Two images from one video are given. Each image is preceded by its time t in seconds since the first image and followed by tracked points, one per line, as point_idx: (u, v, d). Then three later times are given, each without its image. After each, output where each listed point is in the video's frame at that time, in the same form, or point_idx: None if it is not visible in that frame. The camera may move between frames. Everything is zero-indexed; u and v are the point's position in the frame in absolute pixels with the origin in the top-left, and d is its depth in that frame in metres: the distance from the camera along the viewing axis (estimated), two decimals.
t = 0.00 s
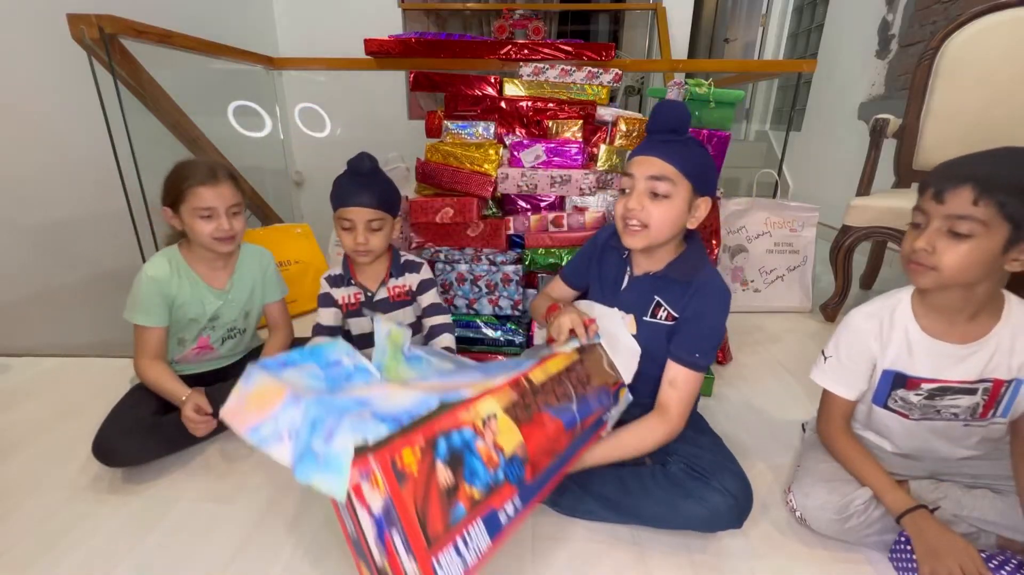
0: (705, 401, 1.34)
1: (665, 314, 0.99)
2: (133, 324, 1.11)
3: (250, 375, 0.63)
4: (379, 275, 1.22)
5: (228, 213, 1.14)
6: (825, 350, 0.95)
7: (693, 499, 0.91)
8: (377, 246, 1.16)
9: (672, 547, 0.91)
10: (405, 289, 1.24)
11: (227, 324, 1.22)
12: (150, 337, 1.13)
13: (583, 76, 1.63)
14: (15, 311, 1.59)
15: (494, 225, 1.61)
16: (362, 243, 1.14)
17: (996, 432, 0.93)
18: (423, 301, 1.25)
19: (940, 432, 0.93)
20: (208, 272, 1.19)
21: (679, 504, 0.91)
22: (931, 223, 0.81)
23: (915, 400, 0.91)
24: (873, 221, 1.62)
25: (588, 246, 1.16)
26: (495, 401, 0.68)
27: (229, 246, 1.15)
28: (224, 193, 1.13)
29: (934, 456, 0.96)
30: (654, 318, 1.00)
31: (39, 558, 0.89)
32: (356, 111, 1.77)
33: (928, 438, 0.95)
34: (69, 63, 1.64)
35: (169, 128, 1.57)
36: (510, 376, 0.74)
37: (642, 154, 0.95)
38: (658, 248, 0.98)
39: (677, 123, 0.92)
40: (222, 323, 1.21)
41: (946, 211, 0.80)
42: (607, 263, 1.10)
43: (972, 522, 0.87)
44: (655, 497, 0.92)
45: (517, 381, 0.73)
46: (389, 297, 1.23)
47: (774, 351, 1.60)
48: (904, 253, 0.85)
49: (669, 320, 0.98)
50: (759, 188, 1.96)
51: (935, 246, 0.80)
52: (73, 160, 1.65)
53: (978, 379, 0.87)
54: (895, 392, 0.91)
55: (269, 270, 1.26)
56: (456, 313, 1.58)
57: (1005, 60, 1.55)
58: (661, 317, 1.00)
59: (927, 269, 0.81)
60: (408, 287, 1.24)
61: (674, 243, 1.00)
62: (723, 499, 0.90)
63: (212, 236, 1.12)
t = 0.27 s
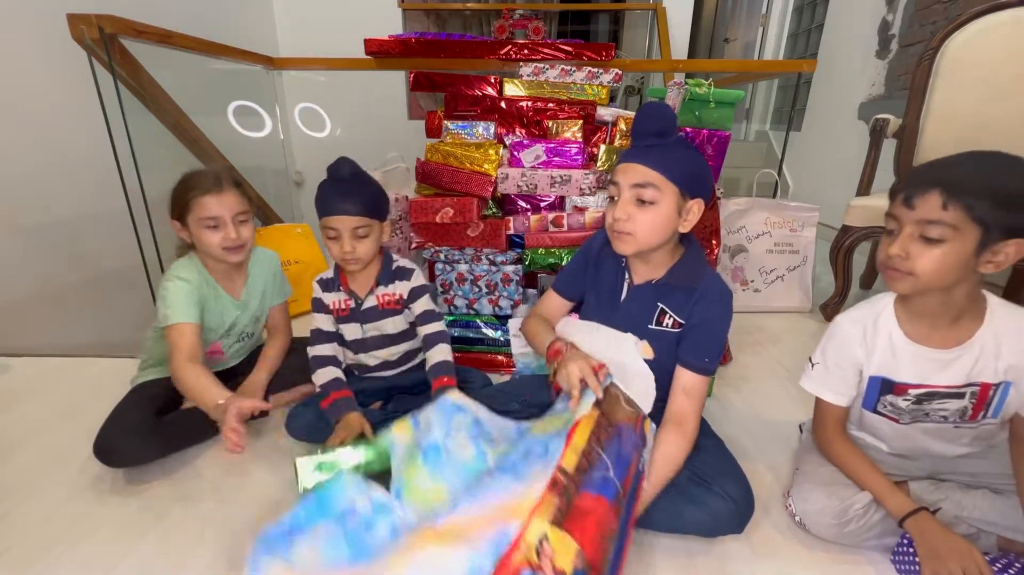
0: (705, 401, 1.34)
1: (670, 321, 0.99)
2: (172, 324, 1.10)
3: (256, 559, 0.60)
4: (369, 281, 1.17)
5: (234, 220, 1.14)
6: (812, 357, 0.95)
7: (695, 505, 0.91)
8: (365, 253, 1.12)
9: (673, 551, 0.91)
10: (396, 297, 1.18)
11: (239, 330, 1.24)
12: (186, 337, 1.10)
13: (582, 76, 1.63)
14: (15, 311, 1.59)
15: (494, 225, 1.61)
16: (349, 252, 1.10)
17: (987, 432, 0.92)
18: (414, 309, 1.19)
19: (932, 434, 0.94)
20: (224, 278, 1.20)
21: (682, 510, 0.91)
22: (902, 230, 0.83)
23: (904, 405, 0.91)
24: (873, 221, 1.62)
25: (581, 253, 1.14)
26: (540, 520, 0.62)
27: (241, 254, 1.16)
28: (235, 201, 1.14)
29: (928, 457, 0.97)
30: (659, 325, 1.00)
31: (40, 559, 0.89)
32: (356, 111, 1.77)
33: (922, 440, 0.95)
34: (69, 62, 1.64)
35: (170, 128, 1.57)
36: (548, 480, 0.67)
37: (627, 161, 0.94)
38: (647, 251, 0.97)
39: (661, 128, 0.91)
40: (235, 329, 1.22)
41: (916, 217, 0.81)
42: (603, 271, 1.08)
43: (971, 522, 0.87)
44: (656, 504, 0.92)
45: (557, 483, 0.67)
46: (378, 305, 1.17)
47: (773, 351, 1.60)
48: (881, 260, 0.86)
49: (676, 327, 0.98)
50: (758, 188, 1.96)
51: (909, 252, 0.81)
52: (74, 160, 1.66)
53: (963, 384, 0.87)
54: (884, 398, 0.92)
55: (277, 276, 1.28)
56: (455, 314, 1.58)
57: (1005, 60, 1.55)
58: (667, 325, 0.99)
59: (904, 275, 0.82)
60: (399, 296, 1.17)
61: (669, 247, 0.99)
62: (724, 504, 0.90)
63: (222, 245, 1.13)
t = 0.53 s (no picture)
0: (705, 401, 1.34)
1: (666, 328, 0.99)
2: (223, 364, 1.04)
3: None
4: (359, 306, 1.08)
5: (254, 253, 1.05)
6: (805, 359, 0.96)
7: (696, 507, 0.90)
8: (357, 282, 1.02)
9: (673, 551, 0.91)
10: (387, 326, 1.10)
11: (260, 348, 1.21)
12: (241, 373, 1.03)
13: (582, 76, 1.63)
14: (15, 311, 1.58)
15: (494, 225, 1.61)
16: (338, 283, 1.00)
17: (981, 420, 0.92)
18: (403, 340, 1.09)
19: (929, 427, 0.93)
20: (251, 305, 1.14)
21: (682, 513, 0.90)
22: (869, 230, 0.83)
23: (896, 400, 0.91)
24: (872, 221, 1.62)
25: (576, 258, 1.10)
26: None
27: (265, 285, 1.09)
28: (257, 230, 1.06)
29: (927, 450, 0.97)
30: (655, 332, 1.00)
31: (40, 559, 0.89)
32: (356, 111, 1.77)
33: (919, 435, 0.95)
34: (69, 62, 1.63)
35: (170, 128, 1.57)
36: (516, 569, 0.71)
37: (625, 164, 0.94)
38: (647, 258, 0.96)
39: (663, 130, 0.91)
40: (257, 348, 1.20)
41: (880, 218, 0.82)
42: (600, 278, 1.07)
43: (972, 522, 0.87)
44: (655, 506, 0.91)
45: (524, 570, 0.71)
46: (369, 332, 1.10)
47: (774, 351, 1.60)
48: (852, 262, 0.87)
49: (671, 334, 0.99)
50: (758, 188, 1.96)
51: (876, 253, 0.81)
52: (74, 160, 1.66)
53: (951, 373, 0.87)
54: (876, 394, 0.92)
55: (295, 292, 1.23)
56: (455, 313, 1.58)
57: (1005, 60, 1.55)
58: (662, 332, 1.00)
59: (875, 275, 0.83)
60: (390, 324, 1.09)
61: (669, 251, 0.97)
62: (725, 507, 0.90)
63: (245, 281, 1.05)
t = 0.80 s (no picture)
0: (705, 401, 1.34)
1: (668, 330, 0.98)
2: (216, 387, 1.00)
3: None
4: (357, 319, 1.09)
5: (261, 275, 1.02)
6: (809, 359, 0.96)
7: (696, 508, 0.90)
8: (351, 301, 1.03)
9: (673, 551, 0.91)
10: (386, 336, 1.10)
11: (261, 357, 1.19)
12: (231, 402, 0.99)
13: (582, 76, 1.63)
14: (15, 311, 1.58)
15: (494, 225, 1.61)
16: (332, 306, 1.01)
17: (981, 406, 0.93)
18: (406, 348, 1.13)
19: (932, 415, 0.94)
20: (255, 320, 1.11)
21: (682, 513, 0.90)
22: (852, 227, 0.88)
23: (899, 388, 0.91)
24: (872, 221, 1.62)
25: (571, 263, 1.10)
26: None
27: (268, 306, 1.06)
28: (267, 251, 1.03)
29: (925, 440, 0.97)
30: (658, 335, 0.99)
31: (40, 559, 0.89)
32: (356, 111, 1.77)
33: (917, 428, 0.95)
34: (69, 61, 1.63)
35: (170, 129, 1.57)
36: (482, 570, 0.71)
37: (626, 165, 0.94)
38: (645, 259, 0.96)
39: (664, 132, 0.91)
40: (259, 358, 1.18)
41: (862, 216, 0.87)
42: (596, 283, 1.06)
43: (971, 522, 0.87)
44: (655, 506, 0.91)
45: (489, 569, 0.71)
46: (366, 343, 1.10)
47: (773, 351, 1.60)
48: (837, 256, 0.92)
49: (674, 335, 0.97)
50: (759, 188, 1.96)
51: (861, 247, 0.87)
52: (74, 160, 1.66)
53: (946, 354, 0.89)
54: (879, 385, 0.92)
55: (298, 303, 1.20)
56: (455, 313, 1.58)
57: (1005, 60, 1.55)
58: (666, 333, 0.98)
59: (859, 269, 0.87)
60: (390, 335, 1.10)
61: (666, 254, 0.97)
62: (725, 507, 0.90)
63: (248, 300, 1.02)
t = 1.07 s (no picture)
0: (705, 400, 1.34)
1: (686, 326, 0.98)
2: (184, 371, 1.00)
3: None
4: (358, 307, 1.13)
5: (236, 261, 1.02)
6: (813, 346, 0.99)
7: (695, 507, 0.90)
8: (352, 289, 1.06)
9: (673, 550, 0.91)
10: (386, 324, 1.13)
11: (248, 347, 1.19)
12: (198, 385, 1.00)
13: (583, 76, 1.63)
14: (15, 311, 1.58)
15: (494, 225, 1.60)
16: (334, 292, 1.04)
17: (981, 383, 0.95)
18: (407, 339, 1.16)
19: (936, 392, 0.95)
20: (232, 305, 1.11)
21: (681, 512, 0.90)
22: (882, 224, 0.88)
23: (903, 365, 0.94)
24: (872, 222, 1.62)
25: (569, 266, 1.08)
26: None
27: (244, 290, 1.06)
28: (242, 235, 1.03)
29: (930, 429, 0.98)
30: (676, 332, 0.99)
31: (40, 559, 0.89)
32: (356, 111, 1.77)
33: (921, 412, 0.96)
34: (69, 62, 1.64)
35: (170, 129, 1.57)
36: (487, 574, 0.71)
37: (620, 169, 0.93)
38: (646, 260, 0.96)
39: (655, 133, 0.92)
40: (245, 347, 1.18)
41: (893, 211, 0.87)
42: (598, 286, 1.05)
43: (972, 520, 0.87)
44: (655, 504, 0.91)
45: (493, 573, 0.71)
46: (368, 331, 1.13)
47: (773, 351, 1.60)
48: (867, 255, 0.91)
49: (694, 331, 0.98)
50: (759, 189, 1.96)
51: (899, 241, 0.87)
52: (74, 160, 1.66)
53: (945, 328, 0.91)
54: (884, 364, 0.95)
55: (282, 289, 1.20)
56: (456, 313, 1.58)
57: (1005, 60, 1.55)
58: (684, 330, 0.99)
59: (888, 260, 0.88)
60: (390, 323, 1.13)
61: (668, 254, 0.97)
62: (725, 507, 0.90)
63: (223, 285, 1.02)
